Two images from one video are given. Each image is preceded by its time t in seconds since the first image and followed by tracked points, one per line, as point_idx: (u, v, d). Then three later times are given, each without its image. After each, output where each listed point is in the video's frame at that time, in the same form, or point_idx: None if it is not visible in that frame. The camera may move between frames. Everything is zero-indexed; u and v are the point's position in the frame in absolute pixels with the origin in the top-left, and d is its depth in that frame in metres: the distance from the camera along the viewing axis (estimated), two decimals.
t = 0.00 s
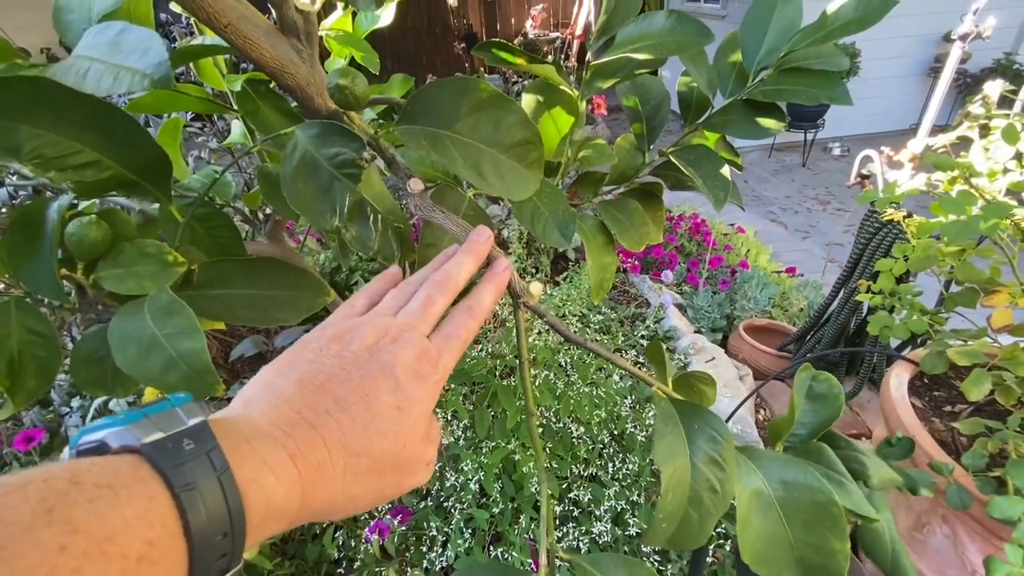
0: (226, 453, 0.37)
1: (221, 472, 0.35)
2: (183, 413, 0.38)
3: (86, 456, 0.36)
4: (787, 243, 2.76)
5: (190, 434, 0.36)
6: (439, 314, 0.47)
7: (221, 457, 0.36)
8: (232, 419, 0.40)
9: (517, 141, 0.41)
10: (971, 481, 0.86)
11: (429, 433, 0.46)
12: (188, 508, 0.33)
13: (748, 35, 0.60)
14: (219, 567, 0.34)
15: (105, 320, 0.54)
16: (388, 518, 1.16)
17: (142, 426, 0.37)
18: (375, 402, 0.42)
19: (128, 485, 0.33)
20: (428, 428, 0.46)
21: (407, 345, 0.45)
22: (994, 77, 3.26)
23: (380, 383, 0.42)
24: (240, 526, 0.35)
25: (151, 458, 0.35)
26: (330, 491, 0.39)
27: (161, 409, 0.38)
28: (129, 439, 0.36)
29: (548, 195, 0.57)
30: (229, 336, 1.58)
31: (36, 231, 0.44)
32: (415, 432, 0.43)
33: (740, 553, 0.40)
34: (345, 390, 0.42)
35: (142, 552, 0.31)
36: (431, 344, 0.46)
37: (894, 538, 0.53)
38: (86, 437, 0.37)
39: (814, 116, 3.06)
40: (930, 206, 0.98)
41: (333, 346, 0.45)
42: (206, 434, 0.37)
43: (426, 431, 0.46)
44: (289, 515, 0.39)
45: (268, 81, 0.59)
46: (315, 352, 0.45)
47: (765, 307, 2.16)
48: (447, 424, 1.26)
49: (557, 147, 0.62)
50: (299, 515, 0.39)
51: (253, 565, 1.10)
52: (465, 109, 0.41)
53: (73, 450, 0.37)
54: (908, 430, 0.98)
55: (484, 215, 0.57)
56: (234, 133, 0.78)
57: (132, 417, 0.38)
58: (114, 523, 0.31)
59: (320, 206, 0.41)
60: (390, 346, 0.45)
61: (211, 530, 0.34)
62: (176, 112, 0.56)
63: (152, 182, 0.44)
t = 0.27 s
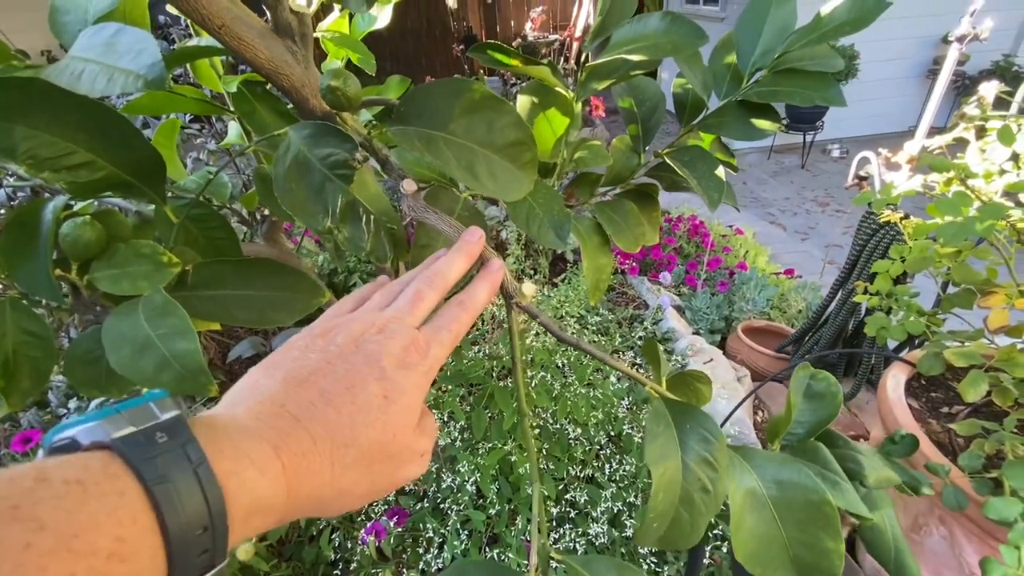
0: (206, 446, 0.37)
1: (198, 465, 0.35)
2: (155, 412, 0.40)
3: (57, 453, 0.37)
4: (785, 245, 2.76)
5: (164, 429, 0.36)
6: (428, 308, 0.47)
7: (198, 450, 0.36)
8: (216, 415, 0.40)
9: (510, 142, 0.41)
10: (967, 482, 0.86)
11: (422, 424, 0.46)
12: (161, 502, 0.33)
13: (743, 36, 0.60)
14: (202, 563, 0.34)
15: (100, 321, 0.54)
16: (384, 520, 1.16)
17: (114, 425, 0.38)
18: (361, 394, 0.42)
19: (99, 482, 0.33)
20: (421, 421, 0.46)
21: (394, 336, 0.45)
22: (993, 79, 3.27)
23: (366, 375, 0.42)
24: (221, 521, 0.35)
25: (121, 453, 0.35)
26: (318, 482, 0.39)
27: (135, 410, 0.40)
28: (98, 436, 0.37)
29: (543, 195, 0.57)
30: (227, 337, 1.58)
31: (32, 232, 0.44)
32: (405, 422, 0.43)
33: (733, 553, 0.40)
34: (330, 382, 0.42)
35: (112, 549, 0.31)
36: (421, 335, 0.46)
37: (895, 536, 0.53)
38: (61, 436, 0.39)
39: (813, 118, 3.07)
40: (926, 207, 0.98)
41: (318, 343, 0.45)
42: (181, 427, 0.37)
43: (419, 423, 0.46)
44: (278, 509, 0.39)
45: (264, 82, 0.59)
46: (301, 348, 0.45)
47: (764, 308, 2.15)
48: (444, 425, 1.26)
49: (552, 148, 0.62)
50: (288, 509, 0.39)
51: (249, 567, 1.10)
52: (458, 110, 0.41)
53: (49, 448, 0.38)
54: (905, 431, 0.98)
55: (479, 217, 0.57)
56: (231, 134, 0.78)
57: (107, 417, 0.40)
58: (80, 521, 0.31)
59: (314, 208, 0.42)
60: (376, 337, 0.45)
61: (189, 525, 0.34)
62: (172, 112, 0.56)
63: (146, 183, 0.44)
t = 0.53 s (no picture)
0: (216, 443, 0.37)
1: (210, 461, 0.36)
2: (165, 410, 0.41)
3: (70, 453, 0.38)
4: (784, 245, 2.76)
5: (176, 426, 0.37)
6: (432, 304, 0.48)
7: (209, 446, 0.36)
8: (225, 413, 0.40)
9: (508, 141, 0.42)
10: (964, 480, 0.87)
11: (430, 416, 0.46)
12: (176, 498, 0.34)
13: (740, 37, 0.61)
14: (218, 559, 0.35)
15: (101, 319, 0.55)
16: (384, 518, 1.16)
17: (126, 421, 0.39)
18: (371, 388, 0.42)
19: (112, 480, 0.33)
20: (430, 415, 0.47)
21: (400, 332, 0.45)
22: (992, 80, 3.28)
23: (374, 369, 0.43)
24: (235, 517, 0.35)
25: (134, 450, 0.35)
26: (330, 476, 0.40)
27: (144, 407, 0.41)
28: (112, 434, 0.38)
29: (541, 195, 0.57)
30: (227, 337, 1.59)
31: (32, 231, 0.44)
32: (415, 415, 0.43)
33: (725, 548, 0.41)
34: (339, 378, 0.42)
35: (128, 544, 0.32)
36: (426, 330, 0.46)
37: (883, 540, 0.53)
38: (70, 434, 0.39)
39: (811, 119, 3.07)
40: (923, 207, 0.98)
41: (325, 341, 0.46)
42: (192, 424, 0.37)
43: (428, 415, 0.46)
44: (290, 504, 0.39)
45: (264, 82, 0.59)
46: (308, 346, 0.45)
47: (763, 308, 2.16)
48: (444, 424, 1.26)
49: (551, 147, 0.63)
50: (301, 503, 0.40)
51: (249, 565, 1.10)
52: (456, 109, 0.42)
53: (61, 447, 0.39)
54: (902, 429, 0.98)
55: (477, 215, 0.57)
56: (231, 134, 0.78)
57: (118, 414, 0.40)
58: (96, 517, 0.32)
59: (313, 205, 0.42)
60: (381, 333, 0.45)
61: (205, 523, 0.34)
62: (173, 112, 0.57)
63: (147, 181, 0.45)
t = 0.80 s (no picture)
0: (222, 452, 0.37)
1: (217, 469, 0.36)
2: (172, 415, 0.39)
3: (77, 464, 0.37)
4: (786, 246, 2.76)
5: (182, 434, 0.37)
6: (434, 309, 0.48)
7: (215, 454, 0.36)
8: (229, 422, 0.40)
9: (508, 147, 0.42)
10: (967, 483, 0.86)
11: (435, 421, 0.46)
12: (183, 507, 0.34)
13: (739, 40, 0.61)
14: (228, 568, 0.35)
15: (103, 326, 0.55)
16: (386, 522, 1.16)
17: (131, 431, 0.38)
18: (375, 394, 0.42)
19: (118, 489, 0.34)
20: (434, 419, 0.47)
21: (403, 337, 0.46)
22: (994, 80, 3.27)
23: (378, 375, 0.43)
24: (244, 526, 0.35)
25: (139, 460, 0.35)
26: (338, 481, 0.40)
27: (150, 414, 0.39)
28: (115, 445, 0.37)
29: (540, 199, 0.57)
30: (229, 341, 1.59)
31: (36, 238, 0.44)
32: (420, 418, 0.44)
33: (728, 553, 0.41)
34: (342, 384, 0.43)
35: (137, 554, 0.32)
36: (429, 335, 0.47)
37: (889, 541, 0.53)
38: (80, 443, 0.38)
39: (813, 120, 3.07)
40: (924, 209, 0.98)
41: (328, 347, 0.46)
42: (197, 432, 0.37)
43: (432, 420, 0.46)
44: (298, 510, 0.39)
45: (266, 89, 0.59)
46: (311, 353, 0.45)
47: (765, 310, 2.16)
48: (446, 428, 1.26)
49: (550, 152, 0.63)
50: (309, 510, 0.40)
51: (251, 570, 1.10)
52: (456, 116, 0.42)
53: (70, 458, 0.38)
54: (904, 431, 0.98)
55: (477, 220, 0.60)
56: (234, 140, 0.79)
57: (124, 422, 0.39)
58: (102, 527, 0.31)
59: (314, 213, 0.42)
60: (384, 339, 0.45)
61: (214, 533, 0.34)
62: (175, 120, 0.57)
63: (148, 188, 0.45)
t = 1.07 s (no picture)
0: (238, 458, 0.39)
1: (234, 474, 0.37)
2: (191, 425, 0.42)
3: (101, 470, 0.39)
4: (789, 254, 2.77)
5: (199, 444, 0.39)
6: (440, 325, 0.49)
7: (232, 460, 0.38)
8: (243, 429, 0.42)
9: (509, 171, 0.43)
10: (966, 494, 0.87)
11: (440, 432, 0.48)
12: (202, 511, 0.35)
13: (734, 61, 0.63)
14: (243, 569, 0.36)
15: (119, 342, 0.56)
16: (390, 533, 1.17)
17: (152, 438, 0.40)
18: (384, 404, 0.44)
19: (141, 495, 0.35)
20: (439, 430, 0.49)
21: (410, 350, 0.47)
22: (996, 88, 3.28)
23: (387, 386, 0.45)
24: (259, 528, 0.37)
25: (161, 467, 0.37)
26: (348, 488, 0.41)
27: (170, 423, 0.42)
28: (138, 452, 0.39)
29: (543, 217, 0.59)
30: (235, 352, 1.61)
31: (55, 258, 0.46)
32: (425, 429, 0.45)
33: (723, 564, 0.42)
34: (352, 394, 0.44)
35: (160, 557, 0.33)
36: (434, 349, 0.48)
37: (888, 550, 0.54)
38: (102, 449, 0.41)
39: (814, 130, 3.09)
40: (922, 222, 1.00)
41: (337, 359, 0.47)
42: (214, 439, 0.39)
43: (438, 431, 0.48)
44: (310, 516, 0.41)
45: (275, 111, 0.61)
46: (321, 364, 0.47)
47: (768, 319, 2.16)
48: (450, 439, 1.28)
49: (551, 170, 0.65)
50: (319, 516, 0.41)
51: None
52: (460, 142, 0.43)
53: (91, 464, 0.40)
54: (904, 441, 0.99)
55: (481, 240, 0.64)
56: (243, 158, 0.81)
57: (145, 430, 0.41)
58: (128, 531, 0.33)
59: (323, 236, 0.43)
60: (393, 352, 0.47)
61: (231, 538, 0.36)
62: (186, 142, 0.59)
63: (165, 212, 0.47)
